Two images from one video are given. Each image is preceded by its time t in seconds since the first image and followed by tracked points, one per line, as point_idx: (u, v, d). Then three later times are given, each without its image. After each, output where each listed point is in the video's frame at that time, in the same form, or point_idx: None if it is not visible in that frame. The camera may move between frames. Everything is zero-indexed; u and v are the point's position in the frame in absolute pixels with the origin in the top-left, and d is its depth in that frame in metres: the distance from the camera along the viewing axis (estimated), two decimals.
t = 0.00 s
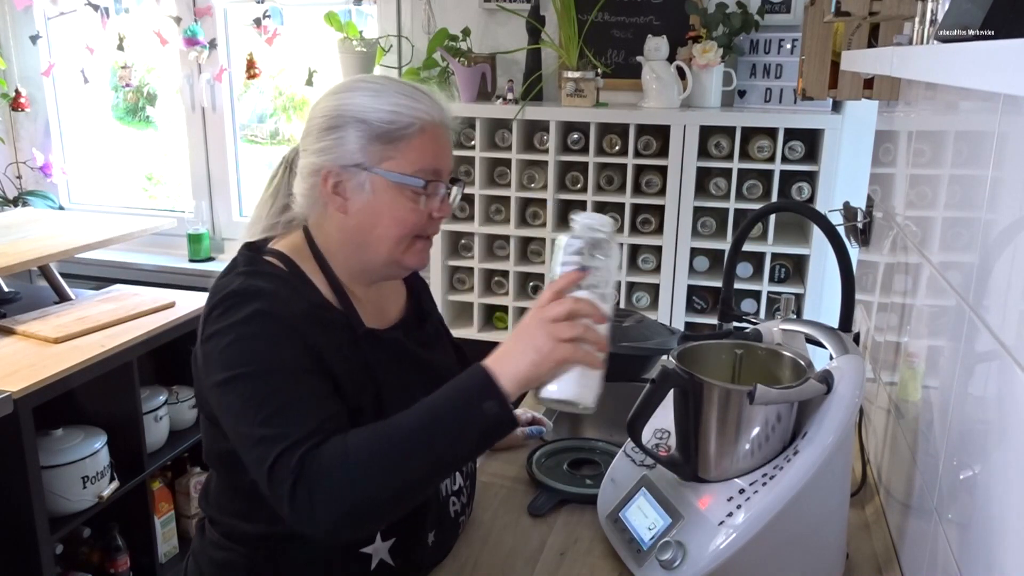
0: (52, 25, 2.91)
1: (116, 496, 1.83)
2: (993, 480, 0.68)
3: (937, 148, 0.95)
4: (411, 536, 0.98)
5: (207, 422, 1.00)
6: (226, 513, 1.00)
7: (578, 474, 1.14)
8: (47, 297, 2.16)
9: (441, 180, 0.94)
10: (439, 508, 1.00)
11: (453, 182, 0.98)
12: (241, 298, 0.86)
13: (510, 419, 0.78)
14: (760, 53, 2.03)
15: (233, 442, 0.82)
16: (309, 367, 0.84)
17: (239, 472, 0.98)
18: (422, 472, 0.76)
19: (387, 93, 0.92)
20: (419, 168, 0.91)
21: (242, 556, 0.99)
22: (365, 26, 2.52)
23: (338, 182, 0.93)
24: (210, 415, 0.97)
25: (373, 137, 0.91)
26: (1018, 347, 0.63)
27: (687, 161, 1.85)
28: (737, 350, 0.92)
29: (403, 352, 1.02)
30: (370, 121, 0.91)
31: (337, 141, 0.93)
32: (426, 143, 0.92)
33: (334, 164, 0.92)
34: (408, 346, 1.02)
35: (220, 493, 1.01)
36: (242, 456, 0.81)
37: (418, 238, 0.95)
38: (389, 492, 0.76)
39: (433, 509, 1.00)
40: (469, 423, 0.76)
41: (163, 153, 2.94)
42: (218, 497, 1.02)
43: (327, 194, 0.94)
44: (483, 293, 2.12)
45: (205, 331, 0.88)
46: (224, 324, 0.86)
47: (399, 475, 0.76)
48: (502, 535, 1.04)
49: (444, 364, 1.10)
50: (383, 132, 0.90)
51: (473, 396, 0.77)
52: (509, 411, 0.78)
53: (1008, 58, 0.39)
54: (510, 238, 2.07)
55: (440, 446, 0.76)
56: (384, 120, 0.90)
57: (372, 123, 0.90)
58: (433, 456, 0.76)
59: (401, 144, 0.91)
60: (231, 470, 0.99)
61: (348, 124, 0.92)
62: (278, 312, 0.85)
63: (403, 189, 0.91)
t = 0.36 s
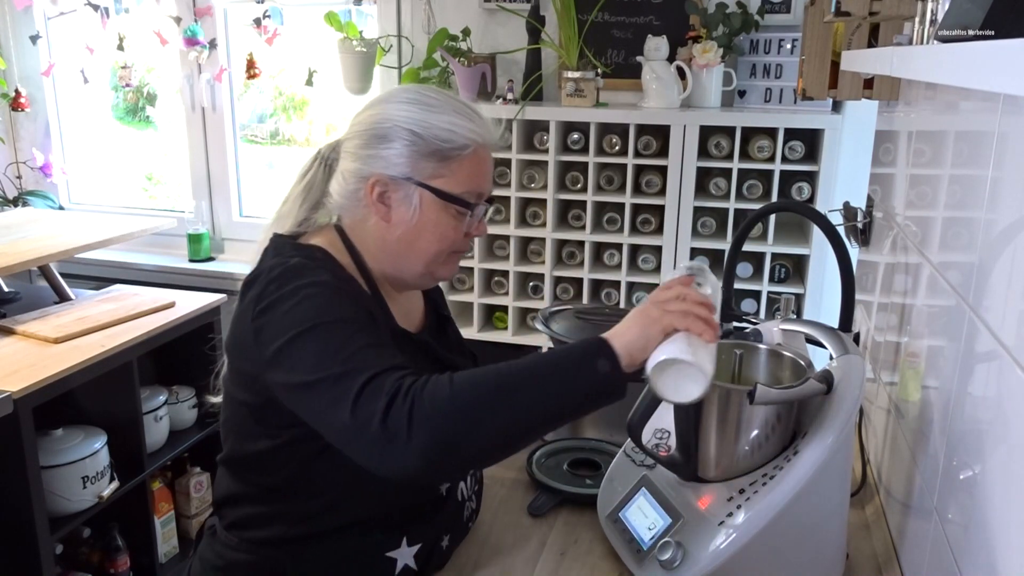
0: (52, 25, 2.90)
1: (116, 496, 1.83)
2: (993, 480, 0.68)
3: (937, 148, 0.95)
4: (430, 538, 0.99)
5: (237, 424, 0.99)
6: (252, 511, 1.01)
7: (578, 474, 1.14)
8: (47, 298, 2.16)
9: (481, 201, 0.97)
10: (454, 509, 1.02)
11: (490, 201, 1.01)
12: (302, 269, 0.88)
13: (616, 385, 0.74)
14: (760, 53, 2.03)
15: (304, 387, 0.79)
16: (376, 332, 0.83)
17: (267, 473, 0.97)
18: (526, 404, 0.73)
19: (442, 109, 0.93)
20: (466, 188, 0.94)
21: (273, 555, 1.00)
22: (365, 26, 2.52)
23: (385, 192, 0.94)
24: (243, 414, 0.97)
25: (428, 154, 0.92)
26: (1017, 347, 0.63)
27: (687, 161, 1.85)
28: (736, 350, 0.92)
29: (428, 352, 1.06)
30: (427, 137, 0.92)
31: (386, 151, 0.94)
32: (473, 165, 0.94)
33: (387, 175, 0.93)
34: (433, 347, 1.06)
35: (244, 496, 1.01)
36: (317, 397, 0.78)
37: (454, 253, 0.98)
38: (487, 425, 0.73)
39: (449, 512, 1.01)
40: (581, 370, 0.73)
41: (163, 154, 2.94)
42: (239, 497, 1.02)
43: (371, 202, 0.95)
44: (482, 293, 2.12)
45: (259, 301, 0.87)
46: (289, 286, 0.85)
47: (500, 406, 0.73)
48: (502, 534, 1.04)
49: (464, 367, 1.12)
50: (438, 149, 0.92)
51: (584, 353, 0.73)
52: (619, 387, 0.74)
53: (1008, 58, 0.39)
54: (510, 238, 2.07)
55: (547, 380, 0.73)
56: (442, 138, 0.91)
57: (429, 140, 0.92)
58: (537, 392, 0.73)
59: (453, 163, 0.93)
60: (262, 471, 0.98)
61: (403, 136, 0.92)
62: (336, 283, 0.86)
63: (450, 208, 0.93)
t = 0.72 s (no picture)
0: (52, 24, 2.90)
1: (116, 495, 1.83)
2: (993, 480, 0.68)
3: (937, 148, 0.95)
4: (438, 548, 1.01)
5: (252, 422, 0.98)
6: (262, 510, 1.00)
7: (578, 474, 1.14)
8: (47, 298, 2.16)
9: (506, 202, 0.98)
10: (465, 521, 1.02)
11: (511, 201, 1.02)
12: (338, 253, 0.89)
13: (666, 356, 0.77)
14: (759, 53, 2.03)
15: (344, 352, 0.79)
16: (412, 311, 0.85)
17: (283, 469, 0.97)
18: (573, 368, 0.75)
19: (463, 113, 0.94)
20: (490, 191, 0.95)
21: (283, 559, 0.99)
22: (365, 26, 2.52)
23: (411, 198, 0.95)
24: (259, 411, 0.96)
25: (453, 158, 0.93)
26: (1018, 347, 0.63)
27: (687, 161, 1.85)
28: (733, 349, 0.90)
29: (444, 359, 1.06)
30: (449, 141, 0.93)
31: (408, 157, 0.95)
32: (496, 168, 0.95)
33: (415, 182, 0.94)
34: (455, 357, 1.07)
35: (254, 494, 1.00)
36: (358, 360, 0.78)
37: (479, 255, 1.00)
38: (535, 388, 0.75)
39: (462, 524, 1.02)
40: (629, 342, 0.77)
41: (163, 154, 2.94)
42: (248, 499, 1.01)
43: (397, 209, 0.96)
44: (482, 293, 2.12)
45: (295, 281, 0.87)
46: (325, 266, 0.87)
47: (548, 369, 0.75)
48: (502, 535, 1.04)
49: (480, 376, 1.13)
50: (462, 153, 0.93)
51: (634, 326, 0.78)
52: (670, 359, 0.77)
53: (1008, 58, 0.39)
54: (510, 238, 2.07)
55: (595, 346, 0.76)
56: (465, 142, 0.93)
57: (452, 144, 0.93)
58: (584, 356, 0.76)
59: (477, 166, 0.94)
60: (276, 470, 0.97)
61: (425, 141, 0.94)
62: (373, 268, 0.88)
63: (478, 211, 0.95)
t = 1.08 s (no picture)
0: (52, 25, 2.90)
1: (116, 495, 1.83)
2: (993, 481, 0.68)
3: (937, 148, 0.95)
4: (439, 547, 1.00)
5: (255, 420, 0.98)
6: (264, 509, 1.00)
7: (578, 474, 1.14)
8: (47, 298, 2.16)
9: (509, 204, 0.99)
10: (466, 523, 1.02)
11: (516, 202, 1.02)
12: (345, 250, 0.90)
13: (679, 347, 0.78)
14: (759, 53, 2.03)
15: (354, 338, 0.79)
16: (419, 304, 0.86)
17: (285, 466, 0.97)
18: (584, 351, 0.76)
19: (466, 115, 0.94)
20: (494, 194, 0.96)
21: (285, 558, 0.99)
22: (365, 26, 2.52)
23: (415, 201, 0.96)
24: (261, 409, 0.96)
25: (457, 160, 0.93)
26: (1018, 348, 0.63)
27: (687, 161, 1.85)
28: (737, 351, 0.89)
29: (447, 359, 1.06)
30: (453, 144, 0.93)
31: (412, 161, 0.95)
32: (500, 170, 0.96)
33: (420, 185, 0.95)
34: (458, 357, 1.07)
35: (256, 493, 1.00)
36: (369, 344, 0.78)
37: (484, 257, 1.00)
38: (545, 371, 0.76)
39: (463, 525, 1.01)
40: (639, 332, 0.77)
41: (163, 154, 2.94)
42: (250, 498, 1.01)
43: (402, 212, 0.96)
44: (482, 293, 2.12)
45: (302, 275, 0.87)
46: (331, 261, 0.87)
47: (558, 353, 0.76)
48: (502, 535, 1.04)
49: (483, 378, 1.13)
50: (467, 156, 0.93)
51: (646, 316, 0.79)
52: (683, 351, 0.79)
53: (1007, 59, 0.39)
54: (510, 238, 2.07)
55: (606, 332, 0.77)
56: (469, 144, 0.93)
57: (456, 147, 0.93)
58: (595, 341, 0.76)
59: (481, 168, 0.94)
60: (278, 468, 0.97)
61: (428, 144, 0.94)
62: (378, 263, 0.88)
63: (483, 213, 0.95)
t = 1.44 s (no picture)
0: (52, 24, 2.90)
1: (116, 495, 1.83)
2: (993, 481, 0.68)
3: (937, 148, 0.95)
4: (438, 547, 1.00)
5: (254, 419, 0.98)
6: (265, 507, 1.00)
7: (578, 474, 1.14)
8: (47, 298, 2.16)
9: (508, 205, 0.99)
10: (465, 522, 1.02)
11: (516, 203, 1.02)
12: (344, 248, 0.90)
13: (679, 344, 0.78)
14: (760, 53, 2.03)
15: (353, 335, 0.79)
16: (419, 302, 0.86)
17: (285, 465, 0.97)
18: (583, 347, 0.76)
19: (465, 116, 0.94)
20: (494, 195, 0.96)
21: (284, 557, 0.99)
22: (365, 27, 2.52)
23: (414, 202, 0.96)
24: (261, 408, 0.96)
25: (456, 162, 0.93)
26: (1018, 347, 0.63)
27: (687, 161, 1.85)
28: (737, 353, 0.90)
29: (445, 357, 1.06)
30: (452, 145, 0.93)
31: (411, 162, 0.95)
32: (499, 171, 0.96)
33: (418, 186, 0.95)
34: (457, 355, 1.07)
35: (256, 492, 1.00)
36: (367, 340, 0.78)
37: (483, 258, 1.00)
38: (544, 366, 0.76)
39: (462, 524, 1.01)
40: (638, 329, 0.77)
41: (163, 154, 2.94)
42: (251, 497, 1.01)
43: (400, 212, 0.97)
44: (482, 293, 2.12)
45: (302, 273, 0.87)
46: (330, 259, 0.87)
47: (557, 349, 0.76)
48: (502, 535, 1.04)
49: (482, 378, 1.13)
50: (465, 157, 0.93)
51: (646, 314, 0.79)
52: (682, 349, 0.78)
53: (1008, 59, 0.39)
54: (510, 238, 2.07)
55: (605, 328, 0.77)
56: (467, 145, 0.93)
57: (455, 148, 0.93)
58: (594, 337, 0.76)
59: (480, 170, 0.94)
60: (278, 467, 0.97)
61: (427, 146, 0.94)
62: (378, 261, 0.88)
63: (481, 214, 0.95)
